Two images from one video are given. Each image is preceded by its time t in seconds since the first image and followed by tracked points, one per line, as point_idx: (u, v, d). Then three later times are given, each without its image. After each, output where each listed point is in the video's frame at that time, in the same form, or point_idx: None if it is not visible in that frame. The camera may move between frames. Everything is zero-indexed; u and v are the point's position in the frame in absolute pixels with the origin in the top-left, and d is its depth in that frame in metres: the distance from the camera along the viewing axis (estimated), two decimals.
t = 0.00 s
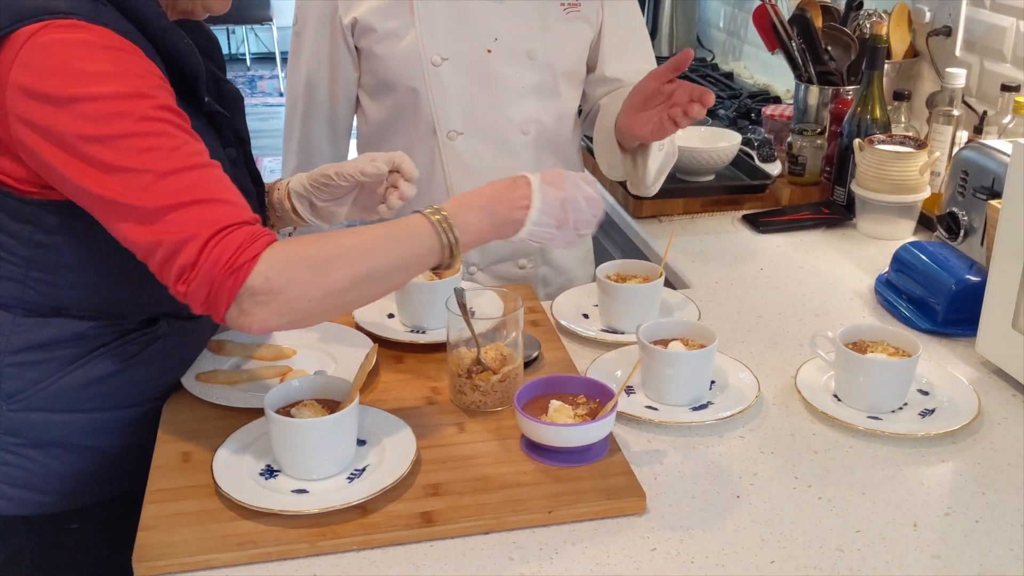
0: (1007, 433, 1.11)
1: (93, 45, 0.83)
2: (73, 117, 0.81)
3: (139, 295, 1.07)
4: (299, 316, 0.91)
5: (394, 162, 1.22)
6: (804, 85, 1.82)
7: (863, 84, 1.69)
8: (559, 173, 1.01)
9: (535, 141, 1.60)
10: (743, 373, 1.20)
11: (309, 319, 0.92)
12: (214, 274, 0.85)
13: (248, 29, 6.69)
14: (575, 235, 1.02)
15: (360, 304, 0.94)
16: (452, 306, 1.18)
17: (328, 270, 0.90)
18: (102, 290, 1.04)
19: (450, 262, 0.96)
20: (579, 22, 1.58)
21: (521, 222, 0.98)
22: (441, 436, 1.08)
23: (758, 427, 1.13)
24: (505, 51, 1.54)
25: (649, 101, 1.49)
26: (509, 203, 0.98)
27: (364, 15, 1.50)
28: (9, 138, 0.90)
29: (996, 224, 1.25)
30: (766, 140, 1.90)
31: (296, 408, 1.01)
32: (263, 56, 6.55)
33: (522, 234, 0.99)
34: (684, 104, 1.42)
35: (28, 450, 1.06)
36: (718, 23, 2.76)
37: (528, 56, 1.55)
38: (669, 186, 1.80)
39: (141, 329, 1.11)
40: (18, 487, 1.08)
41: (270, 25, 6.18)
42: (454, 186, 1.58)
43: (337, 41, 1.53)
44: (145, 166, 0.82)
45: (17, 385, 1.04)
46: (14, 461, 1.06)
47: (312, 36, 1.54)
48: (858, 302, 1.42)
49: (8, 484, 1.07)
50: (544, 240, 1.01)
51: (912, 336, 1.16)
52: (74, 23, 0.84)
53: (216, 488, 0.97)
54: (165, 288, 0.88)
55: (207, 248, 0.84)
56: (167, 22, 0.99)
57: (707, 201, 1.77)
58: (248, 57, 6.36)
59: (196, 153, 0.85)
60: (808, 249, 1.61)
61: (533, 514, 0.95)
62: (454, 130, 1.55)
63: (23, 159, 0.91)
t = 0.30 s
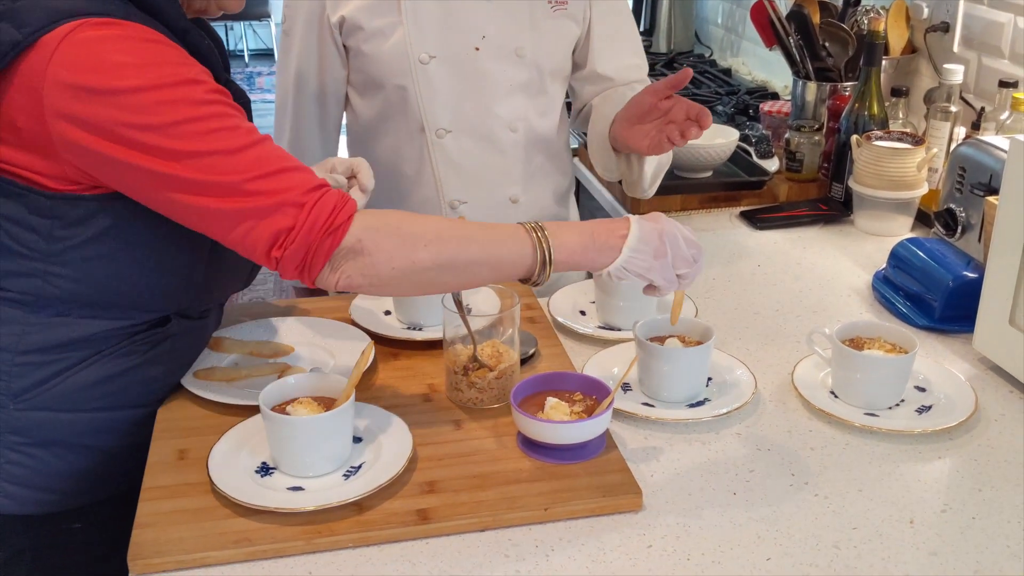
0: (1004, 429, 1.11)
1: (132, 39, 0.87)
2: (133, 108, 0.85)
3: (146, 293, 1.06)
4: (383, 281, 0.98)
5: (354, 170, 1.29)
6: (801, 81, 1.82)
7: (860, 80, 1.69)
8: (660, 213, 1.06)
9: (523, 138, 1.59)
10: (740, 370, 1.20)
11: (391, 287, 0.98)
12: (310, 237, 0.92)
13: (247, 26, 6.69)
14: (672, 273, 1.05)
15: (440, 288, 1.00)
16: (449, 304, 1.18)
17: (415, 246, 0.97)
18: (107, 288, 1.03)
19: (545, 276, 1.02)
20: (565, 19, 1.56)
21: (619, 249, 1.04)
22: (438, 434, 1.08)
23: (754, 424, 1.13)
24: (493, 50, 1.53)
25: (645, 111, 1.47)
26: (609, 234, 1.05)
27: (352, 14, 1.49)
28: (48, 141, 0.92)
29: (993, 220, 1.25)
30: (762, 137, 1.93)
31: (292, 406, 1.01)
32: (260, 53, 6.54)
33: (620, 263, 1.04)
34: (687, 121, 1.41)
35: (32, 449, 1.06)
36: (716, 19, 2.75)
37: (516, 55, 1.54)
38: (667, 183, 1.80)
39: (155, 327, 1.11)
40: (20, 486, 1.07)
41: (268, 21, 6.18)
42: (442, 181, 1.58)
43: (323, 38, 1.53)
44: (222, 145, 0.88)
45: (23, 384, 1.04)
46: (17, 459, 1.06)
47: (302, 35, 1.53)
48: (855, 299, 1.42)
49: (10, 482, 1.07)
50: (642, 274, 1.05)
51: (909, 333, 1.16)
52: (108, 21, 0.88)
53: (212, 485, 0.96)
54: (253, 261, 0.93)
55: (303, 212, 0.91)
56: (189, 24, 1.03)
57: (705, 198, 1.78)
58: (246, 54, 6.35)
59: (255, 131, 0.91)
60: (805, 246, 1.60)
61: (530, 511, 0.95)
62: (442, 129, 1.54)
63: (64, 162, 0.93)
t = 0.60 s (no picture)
0: (1002, 429, 1.11)
1: (151, 40, 0.87)
2: (155, 109, 0.86)
3: (158, 293, 1.06)
4: (405, 277, 0.99)
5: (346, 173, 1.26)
6: (800, 80, 1.82)
7: (859, 78, 1.69)
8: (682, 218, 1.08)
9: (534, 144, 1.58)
10: (739, 369, 1.20)
11: (413, 284, 0.99)
12: (336, 233, 0.93)
13: (245, 23, 6.69)
14: (693, 276, 1.06)
15: (462, 286, 1.01)
16: (448, 303, 1.18)
17: (439, 243, 0.98)
18: (117, 287, 1.03)
19: (566, 274, 1.03)
20: (573, 22, 1.56)
21: (642, 250, 1.05)
22: (438, 434, 1.08)
23: (753, 423, 1.13)
24: (501, 53, 1.53)
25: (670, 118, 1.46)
26: (631, 235, 1.06)
27: (361, 19, 1.49)
28: (67, 143, 0.92)
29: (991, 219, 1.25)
30: (762, 136, 1.93)
31: (289, 406, 1.01)
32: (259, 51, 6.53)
33: (644, 263, 1.05)
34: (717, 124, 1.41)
35: (37, 450, 1.06)
36: (715, 17, 2.75)
37: (523, 58, 1.54)
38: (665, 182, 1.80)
39: (164, 329, 1.11)
40: (24, 488, 1.07)
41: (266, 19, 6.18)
42: (452, 187, 1.58)
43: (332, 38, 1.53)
44: (245, 145, 0.88)
45: (31, 385, 1.03)
46: (23, 461, 1.06)
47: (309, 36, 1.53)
48: (854, 298, 1.42)
49: (16, 484, 1.06)
50: (664, 275, 1.06)
51: (908, 332, 1.16)
52: (127, 24, 0.88)
53: (211, 486, 0.96)
54: (277, 260, 0.94)
55: (328, 209, 0.92)
56: (204, 27, 1.03)
57: (705, 197, 1.77)
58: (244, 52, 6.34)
59: (276, 130, 0.92)
60: (805, 245, 1.60)
61: (528, 510, 0.95)
62: (450, 133, 1.54)
63: (83, 164, 0.93)
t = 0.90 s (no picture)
0: (1002, 428, 1.11)
1: (165, 42, 0.87)
2: (172, 111, 0.86)
3: (162, 292, 1.06)
4: (418, 282, 0.99)
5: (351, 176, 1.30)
6: (800, 78, 1.81)
7: (859, 77, 1.69)
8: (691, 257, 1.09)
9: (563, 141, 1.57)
10: (738, 369, 1.20)
11: (426, 289, 1.00)
12: (355, 234, 0.93)
13: (245, 22, 6.70)
14: (698, 311, 1.06)
15: (472, 295, 1.02)
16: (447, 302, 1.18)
17: (451, 251, 0.98)
18: (122, 287, 1.03)
19: (570, 297, 1.04)
20: (617, 22, 1.53)
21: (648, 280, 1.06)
22: (437, 433, 1.08)
23: (752, 422, 1.13)
24: (536, 48, 1.52)
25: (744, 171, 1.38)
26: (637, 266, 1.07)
27: (401, 3, 1.50)
28: (77, 144, 0.92)
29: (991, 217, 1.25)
30: (762, 134, 1.93)
31: (289, 405, 1.01)
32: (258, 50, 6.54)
33: (647, 293, 1.06)
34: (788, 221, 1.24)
35: (38, 449, 1.06)
36: (715, 17, 2.75)
37: (560, 54, 1.53)
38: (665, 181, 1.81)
39: (164, 329, 1.11)
40: (24, 487, 1.07)
41: (266, 18, 6.19)
42: (476, 177, 1.57)
43: (373, 24, 1.54)
44: (263, 146, 0.89)
45: (33, 384, 1.03)
46: (23, 460, 1.05)
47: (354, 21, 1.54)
48: (853, 297, 1.42)
49: (16, 484, 1.06)
50: (668, 307, 1.06)
51: (907, 331, 1.16)
52: (139, 26, 0.88)
53: (209, 485, 0.96)
54: (296, 261, 0.94)
55: (348, 210, 0.93)
56: (212, 29, 1.03)
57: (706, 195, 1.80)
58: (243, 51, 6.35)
59: (291, 132, 0.92)
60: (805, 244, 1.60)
61: (527, 510, 0.95)
62: (479, 124, 1.54)
63: (95, 166, 0.93)
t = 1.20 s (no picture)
0: (1003, 427, 1.10)
1: (157, 42, 0.87)
2: (160, 110, 0.85)
3: (156, 293, 1.05)
4: (406, 286, 1.00)
5: (350, 182, 1.32)
6: (802, 76, 1.79)
7: (860, 75, 1.68)
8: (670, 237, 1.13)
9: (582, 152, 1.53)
10: (738, 369, 1.20)
11: (409, 290, 1.00)
12: (335, 239, 0.93)
13: (245, 22, 6.72)
14: (684, 285, 1.11)
15: (466, 290, 1.02)
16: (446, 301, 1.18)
17: (433, 251, 0.99)
18: (118, 287, 1.02)
19: (562, 280, 1.05)
20: (649, 34, 1.48)
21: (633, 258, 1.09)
22: (435, 433, 1.07)
23: (752, 422, 1.12)
24: (561, 56, 1.47)
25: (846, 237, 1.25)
26: (623, 245, 1.10)
27: None
28: (68, 140, 0.91)
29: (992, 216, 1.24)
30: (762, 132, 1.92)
31: (289, 404, 1.01)
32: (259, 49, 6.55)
33: (633, 270, 1.09)
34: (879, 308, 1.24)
35: (35, 447, 1.06)
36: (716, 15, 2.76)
37: (584, 64, 1.48)
38: (664, 179, 1.81)
39: (162, 329, 1.10)
40: (21, 485, 1.07)
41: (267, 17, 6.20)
42: (493, 180, 1.54)
43: (405, 23, 1.53)
44: (248, 147, 0.88)
45: (29, 381, 1.03)
46: (20, 458, 1.06)
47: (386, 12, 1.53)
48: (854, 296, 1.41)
49: (13, 481, 1.06)
50: (653, 283, 1.10)
51: (908, 331, 1.16)
52: (133, 24, 0.87)
53: (207, 485, 0.96)
54: (276, 266, 0.94)
55: (330, 216, 0.92)
56: (208, 28, 1.03)
57: (705, 194, 1.81)
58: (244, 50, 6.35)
59: (277, 135, 0.92)
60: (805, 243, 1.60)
61: (526, 510, 0.94)
62: (499, 127, 1.50)
63: (85, 163, 0.93)
